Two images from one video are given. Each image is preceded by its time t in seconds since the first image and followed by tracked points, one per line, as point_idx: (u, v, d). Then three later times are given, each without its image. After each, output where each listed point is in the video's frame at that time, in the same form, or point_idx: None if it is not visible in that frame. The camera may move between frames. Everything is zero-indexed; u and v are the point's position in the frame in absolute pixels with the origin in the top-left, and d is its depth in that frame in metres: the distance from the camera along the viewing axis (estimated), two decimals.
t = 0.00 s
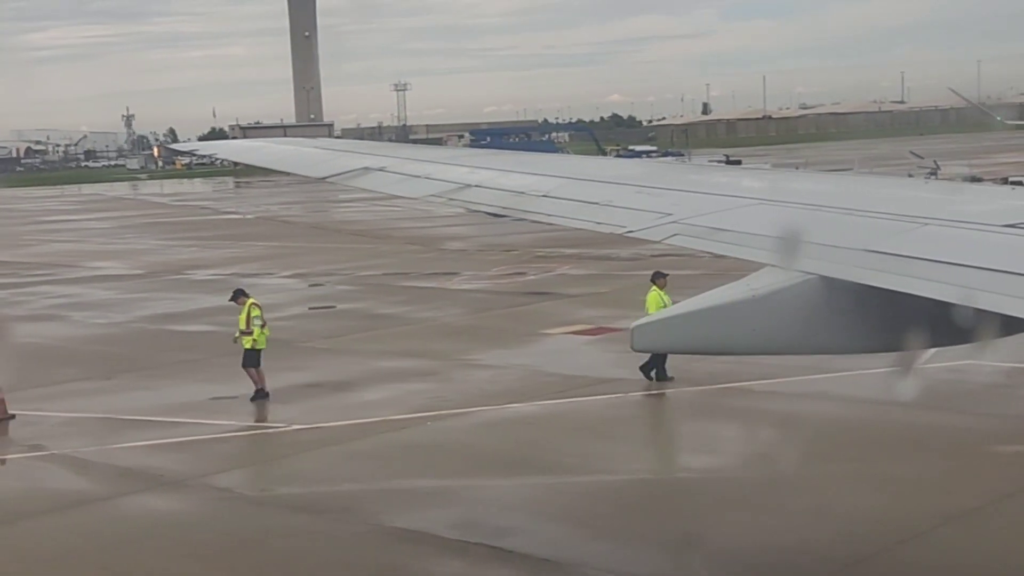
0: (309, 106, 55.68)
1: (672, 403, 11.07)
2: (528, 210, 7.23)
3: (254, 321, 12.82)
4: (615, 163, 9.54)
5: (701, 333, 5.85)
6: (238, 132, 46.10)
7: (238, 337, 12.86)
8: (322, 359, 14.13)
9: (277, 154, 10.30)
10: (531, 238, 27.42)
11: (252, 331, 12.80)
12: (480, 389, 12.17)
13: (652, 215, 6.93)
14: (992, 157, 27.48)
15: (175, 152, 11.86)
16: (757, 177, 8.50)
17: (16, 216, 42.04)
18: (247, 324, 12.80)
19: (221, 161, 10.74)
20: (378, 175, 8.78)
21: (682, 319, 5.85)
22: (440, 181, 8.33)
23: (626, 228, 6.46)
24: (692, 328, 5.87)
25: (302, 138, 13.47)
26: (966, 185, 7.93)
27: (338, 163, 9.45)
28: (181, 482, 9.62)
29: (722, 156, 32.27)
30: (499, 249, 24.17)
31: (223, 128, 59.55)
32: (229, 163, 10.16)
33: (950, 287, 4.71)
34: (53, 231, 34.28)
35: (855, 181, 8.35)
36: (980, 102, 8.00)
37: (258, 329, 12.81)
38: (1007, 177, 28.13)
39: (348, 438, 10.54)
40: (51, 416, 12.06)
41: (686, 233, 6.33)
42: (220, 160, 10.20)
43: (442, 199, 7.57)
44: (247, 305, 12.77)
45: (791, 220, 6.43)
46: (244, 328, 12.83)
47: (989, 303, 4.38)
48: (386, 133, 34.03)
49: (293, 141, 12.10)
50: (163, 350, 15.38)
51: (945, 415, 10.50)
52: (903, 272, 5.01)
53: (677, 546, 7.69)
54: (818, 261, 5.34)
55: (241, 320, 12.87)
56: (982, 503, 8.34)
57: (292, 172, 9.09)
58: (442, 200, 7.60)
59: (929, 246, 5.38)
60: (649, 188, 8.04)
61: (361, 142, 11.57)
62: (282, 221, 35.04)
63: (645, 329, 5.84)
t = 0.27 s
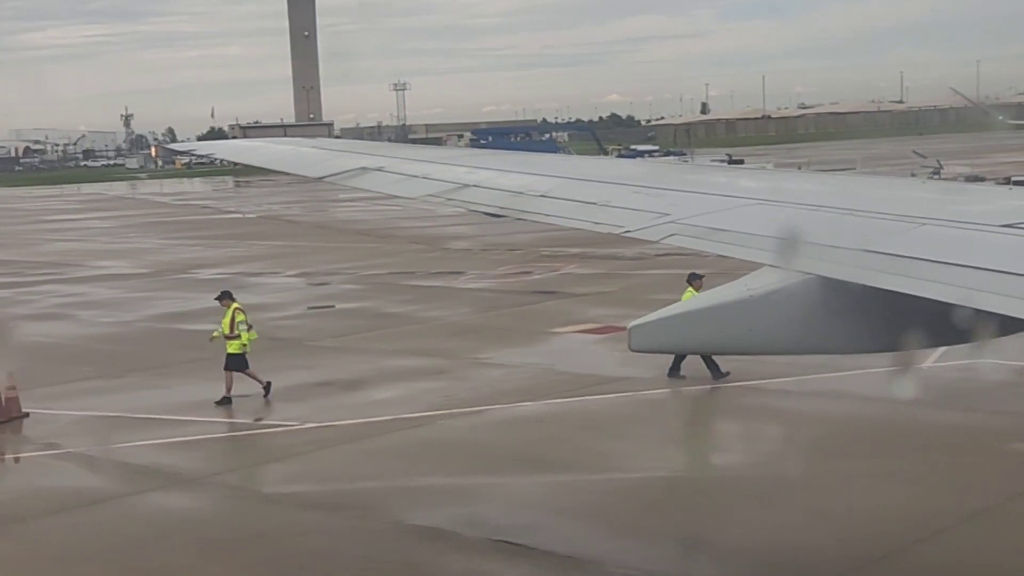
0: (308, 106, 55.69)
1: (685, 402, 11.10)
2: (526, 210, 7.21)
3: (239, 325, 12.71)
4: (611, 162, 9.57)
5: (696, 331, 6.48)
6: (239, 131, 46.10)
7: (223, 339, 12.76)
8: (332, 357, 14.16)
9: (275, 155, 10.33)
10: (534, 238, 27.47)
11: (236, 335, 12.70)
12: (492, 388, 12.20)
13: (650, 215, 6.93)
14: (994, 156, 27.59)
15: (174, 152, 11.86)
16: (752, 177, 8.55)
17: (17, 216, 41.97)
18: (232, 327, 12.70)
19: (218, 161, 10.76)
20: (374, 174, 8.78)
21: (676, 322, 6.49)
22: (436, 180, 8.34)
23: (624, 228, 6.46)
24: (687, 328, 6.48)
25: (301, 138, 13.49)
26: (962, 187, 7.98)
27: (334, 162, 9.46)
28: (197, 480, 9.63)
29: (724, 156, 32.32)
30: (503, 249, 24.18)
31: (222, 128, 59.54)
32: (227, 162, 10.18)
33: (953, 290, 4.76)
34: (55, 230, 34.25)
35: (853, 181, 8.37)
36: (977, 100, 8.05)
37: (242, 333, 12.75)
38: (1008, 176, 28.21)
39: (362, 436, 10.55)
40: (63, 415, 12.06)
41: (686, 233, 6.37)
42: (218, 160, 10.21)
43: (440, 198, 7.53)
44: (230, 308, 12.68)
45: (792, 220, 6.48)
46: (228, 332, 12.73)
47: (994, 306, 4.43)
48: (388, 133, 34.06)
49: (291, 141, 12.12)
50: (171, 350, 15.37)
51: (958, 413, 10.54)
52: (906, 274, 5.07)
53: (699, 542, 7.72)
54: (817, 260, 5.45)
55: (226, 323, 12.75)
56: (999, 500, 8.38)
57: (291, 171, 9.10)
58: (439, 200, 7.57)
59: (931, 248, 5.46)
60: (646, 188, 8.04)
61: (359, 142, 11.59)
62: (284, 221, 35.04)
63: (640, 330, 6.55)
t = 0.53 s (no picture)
0: (311, 105, 55.76)
1: (700, 399, 11.18)
2: (526, 209, 7.40)
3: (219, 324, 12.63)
4: (609, 162, 9.69)
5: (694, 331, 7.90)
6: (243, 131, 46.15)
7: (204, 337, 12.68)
8: (345, 355, 14.22)
9: (279, 154, 10.43)
10: (540, 236, 27.53)
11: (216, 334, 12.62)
12: (505, 385, 12.27)
13: (649, 215, 7.12)
14: (999, 155, 27.63)
15: (171, 151, 11.91)
16: (749, 177, 8.73)
17: (21, 215, 42.00)
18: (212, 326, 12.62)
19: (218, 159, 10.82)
20: (375, 174, 8.91)
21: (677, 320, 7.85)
22: (438, 180, 8.49)
23: (623, 226, 6.67)
24: (684, 327, 7.91)
25: (304, 138, 13.57)
26: (958, 186, 8.14)
27: (334, 162, 9.56)
28: (217, 476, 9.70)
29: (729, 154, 32.38)
30: (510, 248, 24.23)
31: (225, 128, 59.61)
32: (229, 160, 10.26)
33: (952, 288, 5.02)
34: (61, 229, 34.31)
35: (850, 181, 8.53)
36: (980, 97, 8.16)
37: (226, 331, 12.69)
38: (1013, 175, 28.25)
39: (380, 432, 10.63)
40: (79, 412, 12.12)
41: (683, 231, 6.59)
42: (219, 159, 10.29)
43: (443, 197, 7.72)
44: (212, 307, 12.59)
45: (794, 219, 6.73)
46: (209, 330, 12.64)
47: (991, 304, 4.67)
48: (393, 132, 34.14)
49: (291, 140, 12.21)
50: (184, 348, 15.42)
51: (971, 410, 10.61)
52: (907, 273, 5.34)
53: (721, 537, 7.80)
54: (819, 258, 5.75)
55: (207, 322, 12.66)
56: (1015, 495, 8.47)
57: (295, 170, 9.22)
58: (441, 198, 7.75)
59: (928, 249, 5.73)
60: (646, 187, 8.21)
61: (360, 141, 11.69)
62: (290, 220, 35.10)
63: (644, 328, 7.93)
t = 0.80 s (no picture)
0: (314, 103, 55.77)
1: (714, 396, 11.20)
2: (526, 209, 7.44)
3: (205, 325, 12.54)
4: (607, 161, 9.72)
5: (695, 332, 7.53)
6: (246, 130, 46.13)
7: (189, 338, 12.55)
8: (358, 353, 14.25)
9: (279, 154, 10.48)
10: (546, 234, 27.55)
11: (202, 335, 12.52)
12: (519, 383, 12.29)
13: (649, 214, 7.16)
14: (1004, 153, 27.68)
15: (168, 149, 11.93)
16: (748, 177, 8.75)
17: (28, 213, 42.05)
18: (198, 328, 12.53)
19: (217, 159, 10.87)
20: (374, 174, 8.94)
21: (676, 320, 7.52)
22: (438, 179, 8.53)
23: (623, 226, 6.70)
24: (684, 326, 7.53)
25: (307, 136, 13.58)
26: (958, 185, 8.15)
27: (333, 162, 9.59)
28: (235, 473, 9.72)
29: (734, 153, 32.41)
30: (518, 246, 24.25)
31: (227, 127, 59.61)
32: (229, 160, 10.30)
33: (947, 286, 5.02)
34: (66, 227, 34.31)
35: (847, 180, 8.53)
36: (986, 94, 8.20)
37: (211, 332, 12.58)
38: (1019, 173, 28.27)
39: (396, 429, 10.65)
40: (94, 410, 12.14)
41: (683, 231, 6.61)
42: (218, 158, 10.33)
43: (443, 197, 7.73)
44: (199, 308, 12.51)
45: (794, 219, 6.74)
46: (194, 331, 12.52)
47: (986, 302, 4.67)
48: (398, 131, 34.16)
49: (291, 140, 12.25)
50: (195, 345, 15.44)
51: (986, 407, 10.63)
52: (903, 272, 5.34)
53: (743, 534, 7.82)
54: (821, 259, 5.73)
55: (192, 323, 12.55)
56: None
57: (295, 170, 9.26)
58: (441, 198, 7.79)
59: (927, 248, 5.74)
60: (646, 186, 8.25)
61: (361, 140, 11.73)
62: (295, 218, 35.11)
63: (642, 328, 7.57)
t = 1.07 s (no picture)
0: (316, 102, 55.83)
1: (727, 393, 11.28)
2: (526, 207, 7.51)
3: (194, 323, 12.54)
4: (606, 158, 9.79)
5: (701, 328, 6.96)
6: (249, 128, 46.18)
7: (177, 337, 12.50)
8: (370, 350, 14.32)
9: (279, 152, 10.55)
10: (552, 232, 27.62)
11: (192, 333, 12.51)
12: (532, 380, 12.36)
13: (649, 212, 7.23)
14: (1008, 150, 27.76)
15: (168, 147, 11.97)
16: (746, 173, 8.86)
17: (31, 211, 42.08)
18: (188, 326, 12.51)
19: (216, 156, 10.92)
20: (374, 172, 9.01)
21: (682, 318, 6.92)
22: (438, 178, 8.61)
23: (622, 225, 6.77)
24: (686, 322, 6.93)
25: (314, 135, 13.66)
26: (954, 180, 8.25)
27: (332, 161, 9.66)
28: (255, 468, 9.77)
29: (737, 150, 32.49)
30: (523, 244, 24.33)
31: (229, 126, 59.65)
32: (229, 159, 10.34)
33: (941, 283, 5.06)
34: (71, 226, 34.35)
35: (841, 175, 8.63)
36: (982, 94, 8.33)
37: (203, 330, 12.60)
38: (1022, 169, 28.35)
39: (412, 426, 10.72)
40: (110, 407, 12.21)
41: (682, 229, 6.70)
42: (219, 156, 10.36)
43: (444, 196, 7.84)
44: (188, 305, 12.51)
45: (792, 216, 6.79)
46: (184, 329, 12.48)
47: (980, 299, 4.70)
48: (402, 129, 34.22)
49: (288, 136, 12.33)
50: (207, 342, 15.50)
51: (997, 403, 10.71)
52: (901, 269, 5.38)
53: (761, 529, 7.89)
54: (819, 257, 5.76)
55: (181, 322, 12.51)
56: None
57: (296, 169, 9.31)
58: (442, 197, 7.87)
59: (924, 245, 5.78)
60: (645, 183, 8.33)
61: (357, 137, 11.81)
62: (299, 216, 35.17)
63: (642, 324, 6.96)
